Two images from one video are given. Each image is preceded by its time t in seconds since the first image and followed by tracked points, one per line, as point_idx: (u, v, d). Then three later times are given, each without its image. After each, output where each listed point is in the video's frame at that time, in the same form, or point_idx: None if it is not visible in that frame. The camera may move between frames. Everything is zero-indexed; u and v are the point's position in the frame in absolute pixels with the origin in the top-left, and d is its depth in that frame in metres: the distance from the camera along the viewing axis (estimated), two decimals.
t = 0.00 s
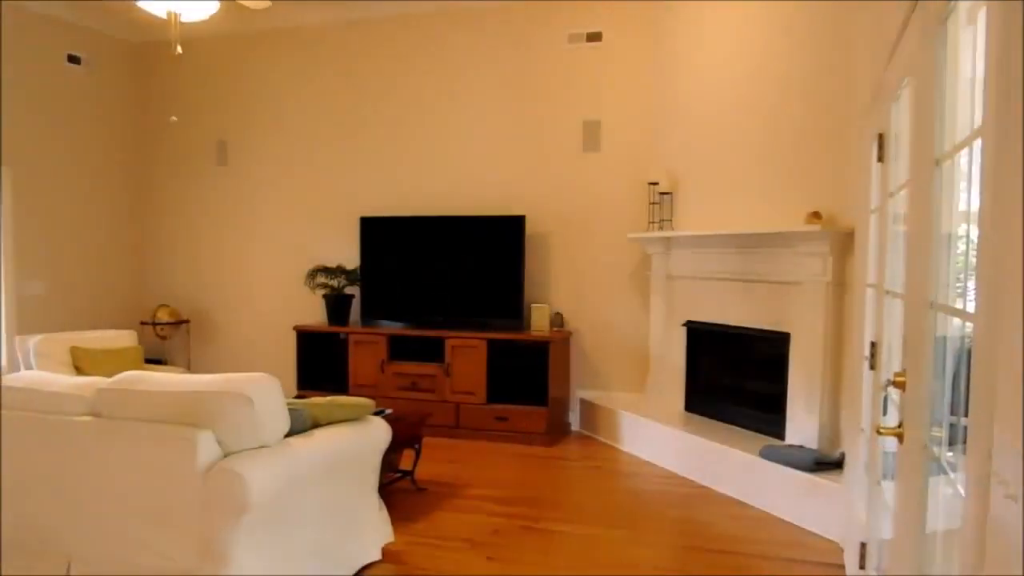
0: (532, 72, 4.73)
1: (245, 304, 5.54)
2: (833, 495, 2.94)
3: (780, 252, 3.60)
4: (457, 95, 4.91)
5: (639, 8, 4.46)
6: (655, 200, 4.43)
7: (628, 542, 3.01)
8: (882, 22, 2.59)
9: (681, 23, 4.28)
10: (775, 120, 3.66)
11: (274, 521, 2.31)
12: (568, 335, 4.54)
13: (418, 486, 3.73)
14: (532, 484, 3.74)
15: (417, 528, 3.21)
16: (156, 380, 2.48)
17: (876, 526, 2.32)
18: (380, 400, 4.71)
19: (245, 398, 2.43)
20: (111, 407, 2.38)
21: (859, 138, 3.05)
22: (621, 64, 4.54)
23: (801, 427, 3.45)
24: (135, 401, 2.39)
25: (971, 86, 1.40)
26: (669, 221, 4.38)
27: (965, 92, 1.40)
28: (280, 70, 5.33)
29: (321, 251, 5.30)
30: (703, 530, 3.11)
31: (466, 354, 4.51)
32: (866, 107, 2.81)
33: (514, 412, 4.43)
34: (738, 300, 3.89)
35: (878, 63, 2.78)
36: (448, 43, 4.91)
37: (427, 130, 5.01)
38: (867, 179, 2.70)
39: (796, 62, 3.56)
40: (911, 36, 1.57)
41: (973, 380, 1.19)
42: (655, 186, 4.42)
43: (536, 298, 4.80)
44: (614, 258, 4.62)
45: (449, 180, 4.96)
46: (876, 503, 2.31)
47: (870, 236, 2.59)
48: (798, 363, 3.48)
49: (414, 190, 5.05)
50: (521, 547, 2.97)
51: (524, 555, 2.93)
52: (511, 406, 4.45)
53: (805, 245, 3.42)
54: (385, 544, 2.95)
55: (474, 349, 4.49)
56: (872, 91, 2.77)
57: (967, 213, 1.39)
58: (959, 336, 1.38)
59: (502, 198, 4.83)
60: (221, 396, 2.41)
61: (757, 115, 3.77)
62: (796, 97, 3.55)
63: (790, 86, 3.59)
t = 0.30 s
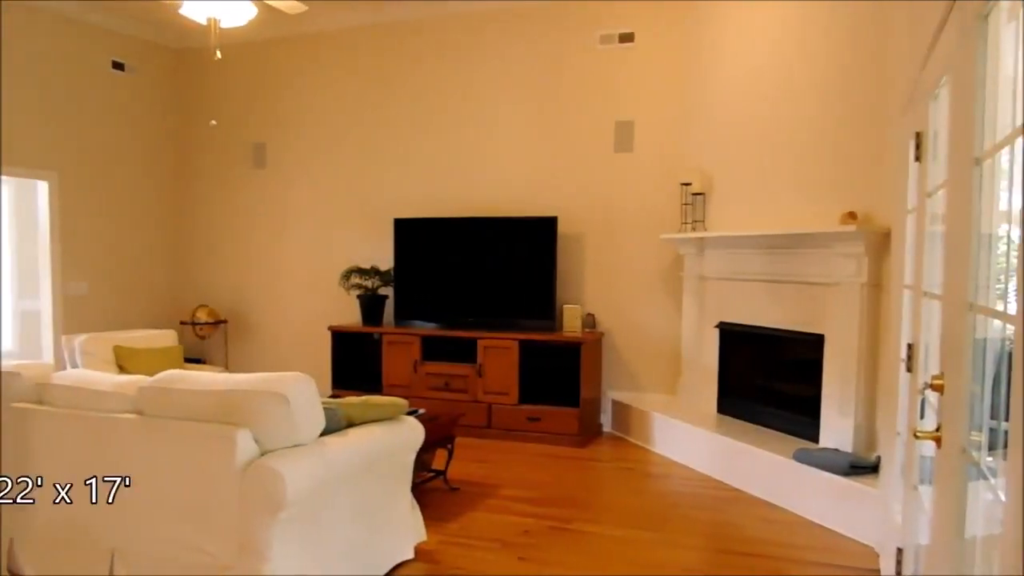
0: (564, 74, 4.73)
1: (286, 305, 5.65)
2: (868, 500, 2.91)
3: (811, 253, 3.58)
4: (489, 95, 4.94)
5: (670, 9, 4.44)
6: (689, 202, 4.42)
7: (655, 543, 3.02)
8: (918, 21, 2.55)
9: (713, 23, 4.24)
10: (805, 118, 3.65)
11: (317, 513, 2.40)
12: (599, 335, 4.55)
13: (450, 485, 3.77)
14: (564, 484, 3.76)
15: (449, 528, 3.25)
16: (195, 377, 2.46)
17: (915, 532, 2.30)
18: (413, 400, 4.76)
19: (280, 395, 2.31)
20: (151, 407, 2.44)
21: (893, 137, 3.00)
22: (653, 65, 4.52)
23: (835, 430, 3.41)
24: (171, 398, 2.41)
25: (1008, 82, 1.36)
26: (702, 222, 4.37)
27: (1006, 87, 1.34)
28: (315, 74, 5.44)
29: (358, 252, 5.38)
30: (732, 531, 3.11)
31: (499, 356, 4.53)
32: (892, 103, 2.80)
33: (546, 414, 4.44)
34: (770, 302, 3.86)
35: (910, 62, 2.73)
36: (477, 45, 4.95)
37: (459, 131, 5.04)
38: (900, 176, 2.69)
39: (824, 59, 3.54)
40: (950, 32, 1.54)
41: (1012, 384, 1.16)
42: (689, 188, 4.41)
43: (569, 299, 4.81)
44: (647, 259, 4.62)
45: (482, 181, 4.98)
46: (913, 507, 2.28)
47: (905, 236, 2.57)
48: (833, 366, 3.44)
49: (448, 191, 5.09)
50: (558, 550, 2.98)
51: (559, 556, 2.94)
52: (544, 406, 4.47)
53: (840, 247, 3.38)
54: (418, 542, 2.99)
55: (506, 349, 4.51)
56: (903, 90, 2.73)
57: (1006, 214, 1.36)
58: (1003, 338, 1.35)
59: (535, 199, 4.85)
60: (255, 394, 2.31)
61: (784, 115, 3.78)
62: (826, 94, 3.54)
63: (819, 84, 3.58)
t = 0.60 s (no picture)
0: (604, 75, 4.73)
1: (329, 305, 5.75)
2: (914, 506, 2.86)
3: (855, 254, 3.53)
4: (528, 97, 4.96)
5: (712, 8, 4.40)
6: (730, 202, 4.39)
7: (696, 544, 3.01)
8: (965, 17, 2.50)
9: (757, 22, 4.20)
10: (851, 118, 3.61)
11: (356, 508, 2.44)
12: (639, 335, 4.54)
13: (489, 484, 3.80)
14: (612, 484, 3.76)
15: (489, 526, 3.28)
16: (242, 375, 2.52)
17: (959, 537, 2.28)
18: (453, 400, 4.80)
19: (326, 395, 2.37)
20: (199, 401, 2.51)
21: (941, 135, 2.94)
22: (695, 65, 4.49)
23: (880, 433, 3.36)
24: (219, 395, 2.47)
25: None
26: (743, 222, 4.33)
27: None
28: (358, 78, 5.52)
29: (400, 253, 5.44)
30: (770, 534, 3.10)
31: (538, 355, 4.55)
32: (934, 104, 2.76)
33: (585, 414, 4.45)
34: (812, 303, 3.82)
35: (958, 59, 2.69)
36: (516, 46, 4.97)
37: (499, 132, 5.07)
38: (947, 178, 2.65)
39: (870, 58, 3.50)
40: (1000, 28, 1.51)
41: None
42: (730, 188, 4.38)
43: (609, 299, 4.81)
44: (686, 260, 4.59)
45: (521, 182, 5.01)
46: (960, 512, 2.25)
47: (955, 236, 2.52)
48: (877, 368, 3.40)
49: (487, 192, 5.12)
50: (598, 551, 2.98)
51: (599, 557, 2.94)
52: (583, 407, 4.48)
53: (884, 247, 3.33)
54: (457, 539, 3.03)
55: (544, 350, 4.52)
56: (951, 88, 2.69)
57: None
58: None
59: (574, 200, 4.86)
60: (302, 394, 2.37)
61: (827, 114, 3.74)
62: (872, 92, 3.48)
63: (866, 83, 3.53)
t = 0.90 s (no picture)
0: (645, 75, 4.72)
1: (371, 305, 5.83)
2: (961, 513, 2.82)
3: (900, 255, 3.48)
4: (569, 98, 4.98)
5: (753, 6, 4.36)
6: (775, 202, 4.34)
7: (737, 549, 2.98)
8: (1011, 15, 2.45)
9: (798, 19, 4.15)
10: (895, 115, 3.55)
11: (398, 506, 2.46)
12: (679, 336, 4.52)
13: (529, 484, 3.82)
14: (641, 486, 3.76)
15: (529, 525, 3.30)
16: (287, 373, 2.56)
17: (1009, 546, 2.24)
18: (494, 400, 4.84)
19: (367, 393, 2.39)
20: (246, 399, 2.57)
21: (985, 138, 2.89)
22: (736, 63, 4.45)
23: (924, 438, 3.31)
24: (265, 393, 2.52)
25: None
26: (786, 222, 4.30)
27: None
28: (400, 81, 5.58)
29: (441, 253, 5.49)
30: (811, 538, 3.08)
31: (578, 356, 4.56)
32: (980, 105, 2.71)
33: (625, 415, 4.44)
34: (856, 305, 3.78)
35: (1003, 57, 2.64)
36: (557, 48, 4.98)
37: (539, 134, 5.10)
38: (996, 181, 2.60)
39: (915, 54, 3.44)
40: None
41: None
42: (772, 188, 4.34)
43: (649, 300, 4.80)
44: (728, 261, 4.56)
45: (561, 183, 5.03)
46: (1009, 518, 2.22)
47: (1004, 237, 2.49)
48: (923, 371, 3.35)
49: (528, 193, 5.15)
50: (640, 553, 2.99)
51: (640, 557, 2.94)
52: (623, 408, 4.48)
53: (931, 246, 3.29)
54: (497, 538, 3.05)
55: (585, 350, 4.53)
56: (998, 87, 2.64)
57: None
58: None
59: (614, 201, 4.86)
60: (344, 391, 2.39)
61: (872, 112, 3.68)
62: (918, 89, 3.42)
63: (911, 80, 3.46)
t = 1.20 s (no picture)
0: (675, 75, 4.70)
1: (401, 305, 5.87)
2: (995, 517, 2.79)
3: (933, 255, 3.43)
4: (598, 98, 4.97)
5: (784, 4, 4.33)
6: (805, 202, 4.31)
7: (768, 552, 2.95)
8: None
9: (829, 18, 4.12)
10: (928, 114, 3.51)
11: (427, 506, 2.48)
12: (709, 337, 4.50)
13: (558, 484, 3.82)
14: (639, 486, 3.78)
15: (559, 526, 3.31)
16: (320, 372, 2.60)
17: None
18: (523, 399, 4.86)
19: (399, 392, 2.41)
20: (280, 398, 2.60)
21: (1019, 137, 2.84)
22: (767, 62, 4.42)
23: (958, 441, 3.27)
24: (298, 391, 2.56)
25: None
26: (817, 222, 4.26)
27: None
28: (430, 82, 5.62)
29: (470, 253, 5.51)
30: (842, 541, 3.06)
31: (607, 356, 4.56)
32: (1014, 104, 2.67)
33: (653, 415, 4.43)
34: (889, 307, 3.74)
35: None
36: (586, 48, 4.99)
37: (568, 134, 5.10)
38: None
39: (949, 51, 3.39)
40: None
41: None
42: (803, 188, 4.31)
43: (679, 301, 4.79)
44: (758, 261, 4.53)
45: (590, 182, 5.03)
46: None
47: None
48: (958, 374, 3.30)
49: (557, 193, 5.15)
50: (667, 554, 2.98)
51: (668, 558, 2.94)
52: (651, 408, 4.47)
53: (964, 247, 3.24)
54: (526, 538, 3.06)
55: (613, 351, 4.53)
56: None
57: None
58: None
59: (643, 200, 4.84)
60: (376, 390, 2.42)
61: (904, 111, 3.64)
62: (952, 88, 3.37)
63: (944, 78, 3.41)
